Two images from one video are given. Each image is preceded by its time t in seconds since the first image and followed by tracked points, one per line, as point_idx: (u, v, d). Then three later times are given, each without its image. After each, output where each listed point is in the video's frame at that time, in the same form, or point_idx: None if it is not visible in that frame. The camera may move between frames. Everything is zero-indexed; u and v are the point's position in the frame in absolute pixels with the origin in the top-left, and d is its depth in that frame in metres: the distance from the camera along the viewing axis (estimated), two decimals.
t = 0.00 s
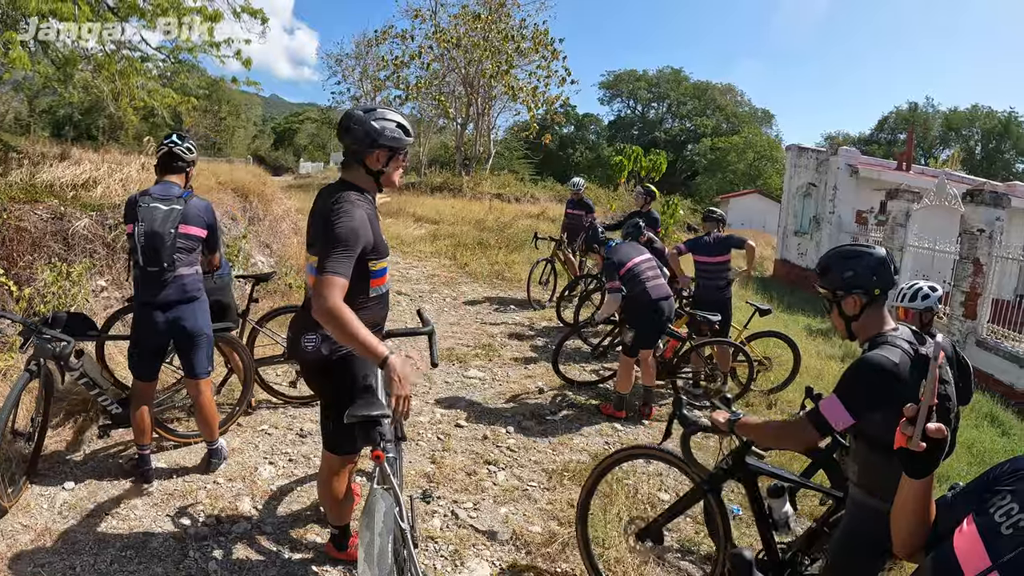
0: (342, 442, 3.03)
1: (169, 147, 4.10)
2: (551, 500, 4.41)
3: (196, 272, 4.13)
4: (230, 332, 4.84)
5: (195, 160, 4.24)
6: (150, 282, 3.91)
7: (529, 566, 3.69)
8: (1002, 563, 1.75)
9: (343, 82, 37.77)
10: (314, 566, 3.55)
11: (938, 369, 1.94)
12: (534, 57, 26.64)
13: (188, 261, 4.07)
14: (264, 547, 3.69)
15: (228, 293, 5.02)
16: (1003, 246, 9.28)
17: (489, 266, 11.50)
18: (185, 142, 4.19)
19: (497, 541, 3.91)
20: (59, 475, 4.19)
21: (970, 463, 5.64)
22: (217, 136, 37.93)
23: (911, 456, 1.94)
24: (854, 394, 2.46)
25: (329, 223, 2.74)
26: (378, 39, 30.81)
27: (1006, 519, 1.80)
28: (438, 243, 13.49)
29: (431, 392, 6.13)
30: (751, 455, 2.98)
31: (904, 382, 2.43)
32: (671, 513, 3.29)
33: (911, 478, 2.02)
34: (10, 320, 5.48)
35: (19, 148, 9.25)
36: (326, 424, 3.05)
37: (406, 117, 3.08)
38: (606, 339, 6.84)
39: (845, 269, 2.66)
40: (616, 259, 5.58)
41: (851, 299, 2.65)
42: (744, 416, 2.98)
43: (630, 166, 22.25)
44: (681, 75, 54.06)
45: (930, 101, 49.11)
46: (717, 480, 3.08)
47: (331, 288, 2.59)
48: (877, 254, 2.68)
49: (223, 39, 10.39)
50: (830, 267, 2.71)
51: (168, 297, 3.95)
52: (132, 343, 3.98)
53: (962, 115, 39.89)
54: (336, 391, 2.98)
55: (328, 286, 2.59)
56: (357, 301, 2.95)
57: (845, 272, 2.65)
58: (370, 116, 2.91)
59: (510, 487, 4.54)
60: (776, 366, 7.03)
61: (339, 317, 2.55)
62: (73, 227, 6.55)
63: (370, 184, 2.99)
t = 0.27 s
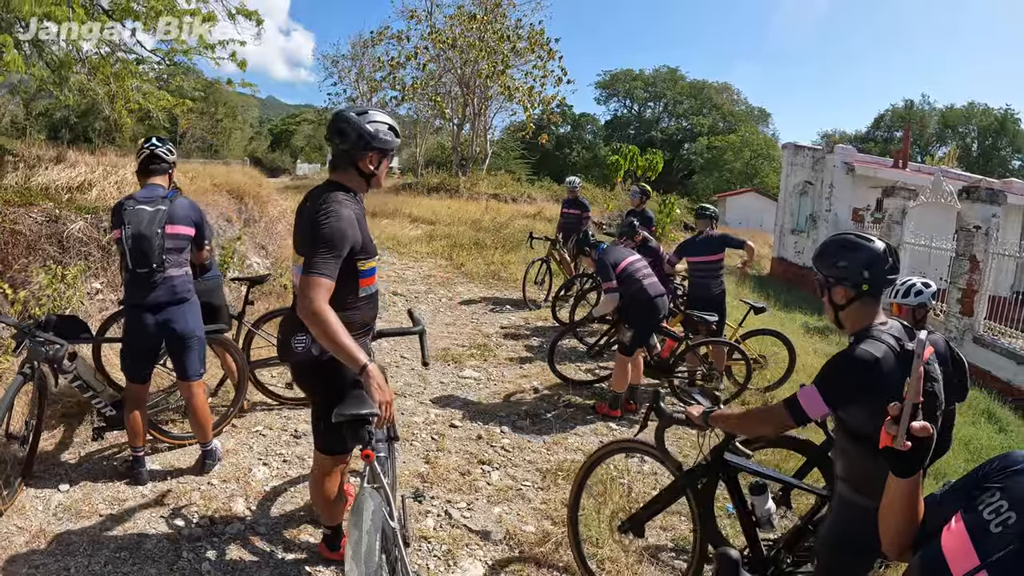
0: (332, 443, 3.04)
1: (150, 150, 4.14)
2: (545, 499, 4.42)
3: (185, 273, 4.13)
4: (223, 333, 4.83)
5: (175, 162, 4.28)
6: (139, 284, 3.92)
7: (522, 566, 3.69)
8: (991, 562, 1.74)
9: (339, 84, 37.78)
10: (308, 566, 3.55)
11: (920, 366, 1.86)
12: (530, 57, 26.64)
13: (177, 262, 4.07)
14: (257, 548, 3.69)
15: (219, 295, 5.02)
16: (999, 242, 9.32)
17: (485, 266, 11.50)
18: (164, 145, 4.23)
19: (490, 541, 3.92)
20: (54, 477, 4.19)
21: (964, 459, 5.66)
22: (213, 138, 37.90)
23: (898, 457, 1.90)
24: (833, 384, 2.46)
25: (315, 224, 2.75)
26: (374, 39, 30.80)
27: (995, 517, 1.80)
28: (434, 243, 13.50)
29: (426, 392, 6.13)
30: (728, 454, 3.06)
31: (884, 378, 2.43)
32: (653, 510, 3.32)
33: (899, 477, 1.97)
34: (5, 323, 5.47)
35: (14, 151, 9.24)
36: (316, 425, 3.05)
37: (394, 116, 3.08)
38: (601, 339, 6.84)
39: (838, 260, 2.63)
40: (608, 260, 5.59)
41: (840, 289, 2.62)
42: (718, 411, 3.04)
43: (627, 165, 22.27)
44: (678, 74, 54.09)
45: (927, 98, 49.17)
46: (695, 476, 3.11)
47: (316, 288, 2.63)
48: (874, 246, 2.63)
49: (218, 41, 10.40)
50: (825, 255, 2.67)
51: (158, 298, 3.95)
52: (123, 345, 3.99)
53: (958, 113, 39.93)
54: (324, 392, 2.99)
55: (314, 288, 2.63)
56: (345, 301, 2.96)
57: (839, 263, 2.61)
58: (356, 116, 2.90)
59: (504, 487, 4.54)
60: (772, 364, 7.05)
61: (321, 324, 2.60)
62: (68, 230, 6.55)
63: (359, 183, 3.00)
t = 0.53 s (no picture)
0: (318, 442, 3.08)
1: (130, 153, 4.15)
2: (535, 499, 4.43)
3: (174, 274, 4.16)
4: (215, 334, 4.85)
5: (155, 163, 4.29)
6: (129, 287, 3.97)
7: (510, 566, 3.71)
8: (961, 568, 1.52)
9: (338, 85, 37.84)
10: (296, 565, 3.56)
11: (892, 367, 1.98)
12: (528, 58, 26.64)
13: (165, 263, 4.10)
14: (247, 547, 3.70)
15: (212, 298, 5.04)
16: (997, 241, 9.34)
17: (481, 267, 11.52)
18: (144, 147, 4.24)
19: (479, 541, 3.94)
20: (48, 477, 4.21)
21: (957, 457, 5.65)
22: (212, 140, 37.97)
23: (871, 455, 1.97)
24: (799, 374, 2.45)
25: (298, 225, 2.81)
26: (373, 41, 30.85)
27: (970, 521, 1.57)
28: (431, 244, 13.52)
29: (419, 393, 6.15)
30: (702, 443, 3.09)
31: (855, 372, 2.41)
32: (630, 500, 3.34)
33: (871, 477, 2.03)
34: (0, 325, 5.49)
35: (12, 154, 9.27)
36: (306, 424, 3.08)
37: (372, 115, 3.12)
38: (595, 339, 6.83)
39: (815, 253, 2.61)
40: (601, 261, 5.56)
41: (815, 283, 2.60)
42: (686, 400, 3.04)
43: (625, 165, 22.28)
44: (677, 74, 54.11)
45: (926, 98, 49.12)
46: (668, 468, 3.14)
47: (304, 289, 2.68)
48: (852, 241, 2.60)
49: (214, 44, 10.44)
50: (805, 249, 2.68)
51: (147, 300, 3.99)
52: (115, 347, 4.03)
53: (957, 112, 39.86)
54: (312, 392, 3.01)
55: (301, 289, 2.68)
56: (328, 301, 3.04)
57: (816, 257, 2.59)
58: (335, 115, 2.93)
59: (494, 487, 4.56)
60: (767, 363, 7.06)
61: (305, 324, 2.63)
62: (64, 232, 6.57)
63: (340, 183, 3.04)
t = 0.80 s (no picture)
0: (304, 440, 3.15)
1: (120, 155, 4.18)
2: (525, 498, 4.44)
3: (164, 275, 4.17)
4: (207, 334, 4.87)
5: (146, 165, 4.32)
6: (119, 288, 3.99)
7: (497, 565, 3.76)
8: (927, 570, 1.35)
9: (337, 87, 37.89)
10: (284, 563, 3.58)
11: (856, 364, 1.88)
12: (526, 59, 26.65)
13: (155, 265, 4.11)
14: (236, 545, 3.71)
15: (203, 299, 5.07)
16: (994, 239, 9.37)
17: (477, 268, 11.54)
18: (134, 149, 4.27)
19: (467, 541, 3.99)
20: (43, 475, 4.22)
21: (950, 454, 5.66)
22: (212, 142, 38.00)
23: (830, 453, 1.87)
24: (766, 360, 2.59)
25: (277, 226, 2.95)
26: (371, 42, 30.88)
27: (938, 524, 1.41)
28: (428, 245, 13.55)
29: (412, 393, 6.17)
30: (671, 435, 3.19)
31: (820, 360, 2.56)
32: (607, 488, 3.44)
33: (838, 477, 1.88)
34: None
35: (10, 156, 9.29)
36: (289, 422, 3.19)
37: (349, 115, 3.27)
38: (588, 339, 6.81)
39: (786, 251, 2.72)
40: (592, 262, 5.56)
41: (787, 281, 2.66)
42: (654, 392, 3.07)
43: (623, 166, 22.31)
44: (676, 74, 54.13)
45: (925, 96, 49.16)
46: (641, 458, 3.26)
47: (281, 290, 2.83)
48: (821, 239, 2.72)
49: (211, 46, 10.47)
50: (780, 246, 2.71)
51: (137, 302, 4.00)
52: (106, 348, 4.05)
53: (957, 110, 39.80)
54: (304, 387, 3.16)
55: (277, 290, 2.84)
56: (311, 299, 3.22)
57: (790, 254, 2.64)
58: (310, 117, 3.11)
59: (483, 487, 4.62)
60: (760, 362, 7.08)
61: (281, 318, 2.79)
62: (59, 234, 6.60)
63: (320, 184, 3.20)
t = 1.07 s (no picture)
0: (293, 442, 3.27)
1: (113, 160, 4.18)
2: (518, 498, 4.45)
3: (158, 278, 4.18)
4: (201, 337, 4.87)
5: (140, 169, 4.31)
6: (113, 292, 4.00)
7: (488, 565, 3.79)
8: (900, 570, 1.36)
9: (334, 89, 37.92)
10: (277, 563, 3.59)
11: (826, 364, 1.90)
12: (522, 60, 26.69)
13: (149, 268, 4.12)
14: (229, 545, 3.72)
15: (198, 301, 5.08)
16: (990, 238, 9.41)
17: (473, 269, 11.56)
18: (127, 153, 4.27)
19: (459, 540, 4.01)
20: (39, 477, 4.23)
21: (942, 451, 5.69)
22: (209, 144, 37.98)
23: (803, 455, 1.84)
24: (751, 356, 2.61)
25: (262, 229, 3.04)
26: (367, 45, 30.91)
27: (911, 524, 1.42)
28: (424, 247, 13.56)
29: (407, 394, 6.19)
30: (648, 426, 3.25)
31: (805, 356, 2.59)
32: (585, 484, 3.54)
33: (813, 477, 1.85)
34: None
35: (6, 160, 9.29)
36: (279, 421, 3.30)
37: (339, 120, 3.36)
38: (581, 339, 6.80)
39: (765, 254, 2.80)
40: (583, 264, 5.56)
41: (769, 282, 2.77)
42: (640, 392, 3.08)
43: (619, 166, 22.36)
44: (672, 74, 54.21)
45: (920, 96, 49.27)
46: (621, 452, 3.34)
47: (258, 290, 2.91)
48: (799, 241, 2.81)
49: (206, 50, 10.49)
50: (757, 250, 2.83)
51: (131, 305, 4.01)
52: (101, 350, 4.07)
53: (952, 109, 39.88)
54: (297, 387, 3.26)
55: (256, 289, 2.92)
56: (298, 303, 3.26)
57: (766, 257, 2.78)
58: (299, 122, 3.20)
59: (475, 486, 4.65)
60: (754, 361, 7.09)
61: (258, 318, 2.89)
62: (55, 238, 6.60)
63: (309, 189, 3.28)
